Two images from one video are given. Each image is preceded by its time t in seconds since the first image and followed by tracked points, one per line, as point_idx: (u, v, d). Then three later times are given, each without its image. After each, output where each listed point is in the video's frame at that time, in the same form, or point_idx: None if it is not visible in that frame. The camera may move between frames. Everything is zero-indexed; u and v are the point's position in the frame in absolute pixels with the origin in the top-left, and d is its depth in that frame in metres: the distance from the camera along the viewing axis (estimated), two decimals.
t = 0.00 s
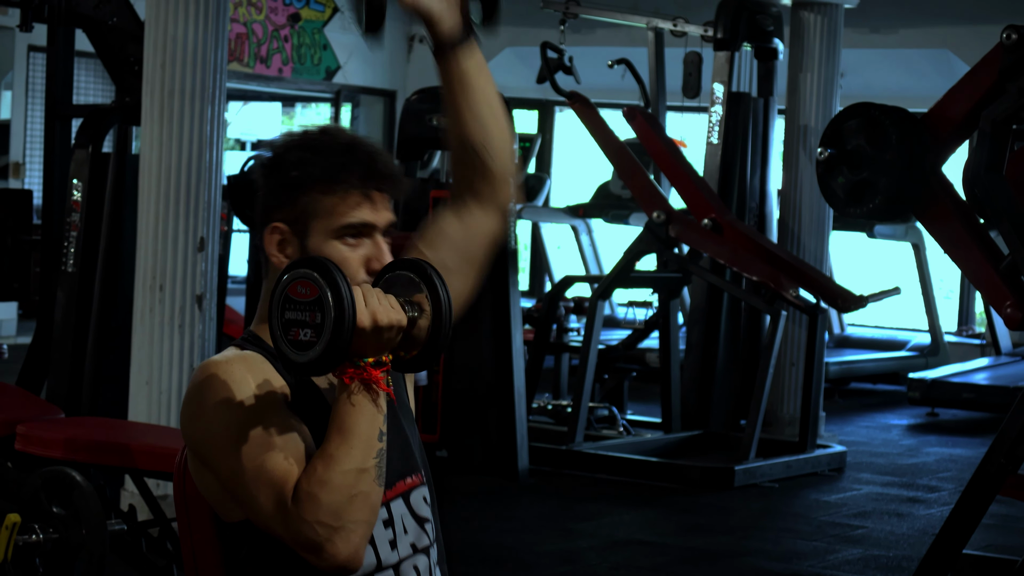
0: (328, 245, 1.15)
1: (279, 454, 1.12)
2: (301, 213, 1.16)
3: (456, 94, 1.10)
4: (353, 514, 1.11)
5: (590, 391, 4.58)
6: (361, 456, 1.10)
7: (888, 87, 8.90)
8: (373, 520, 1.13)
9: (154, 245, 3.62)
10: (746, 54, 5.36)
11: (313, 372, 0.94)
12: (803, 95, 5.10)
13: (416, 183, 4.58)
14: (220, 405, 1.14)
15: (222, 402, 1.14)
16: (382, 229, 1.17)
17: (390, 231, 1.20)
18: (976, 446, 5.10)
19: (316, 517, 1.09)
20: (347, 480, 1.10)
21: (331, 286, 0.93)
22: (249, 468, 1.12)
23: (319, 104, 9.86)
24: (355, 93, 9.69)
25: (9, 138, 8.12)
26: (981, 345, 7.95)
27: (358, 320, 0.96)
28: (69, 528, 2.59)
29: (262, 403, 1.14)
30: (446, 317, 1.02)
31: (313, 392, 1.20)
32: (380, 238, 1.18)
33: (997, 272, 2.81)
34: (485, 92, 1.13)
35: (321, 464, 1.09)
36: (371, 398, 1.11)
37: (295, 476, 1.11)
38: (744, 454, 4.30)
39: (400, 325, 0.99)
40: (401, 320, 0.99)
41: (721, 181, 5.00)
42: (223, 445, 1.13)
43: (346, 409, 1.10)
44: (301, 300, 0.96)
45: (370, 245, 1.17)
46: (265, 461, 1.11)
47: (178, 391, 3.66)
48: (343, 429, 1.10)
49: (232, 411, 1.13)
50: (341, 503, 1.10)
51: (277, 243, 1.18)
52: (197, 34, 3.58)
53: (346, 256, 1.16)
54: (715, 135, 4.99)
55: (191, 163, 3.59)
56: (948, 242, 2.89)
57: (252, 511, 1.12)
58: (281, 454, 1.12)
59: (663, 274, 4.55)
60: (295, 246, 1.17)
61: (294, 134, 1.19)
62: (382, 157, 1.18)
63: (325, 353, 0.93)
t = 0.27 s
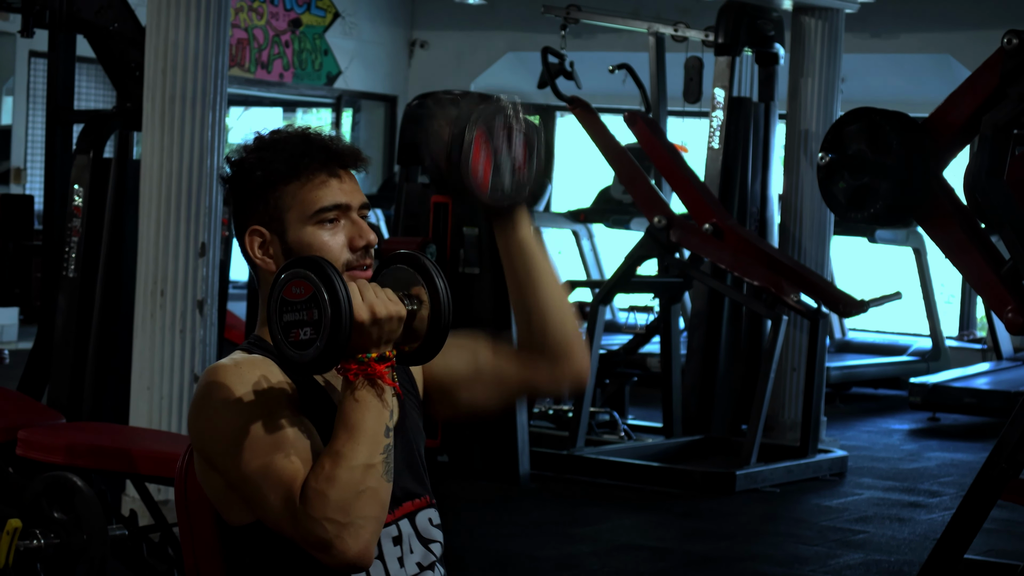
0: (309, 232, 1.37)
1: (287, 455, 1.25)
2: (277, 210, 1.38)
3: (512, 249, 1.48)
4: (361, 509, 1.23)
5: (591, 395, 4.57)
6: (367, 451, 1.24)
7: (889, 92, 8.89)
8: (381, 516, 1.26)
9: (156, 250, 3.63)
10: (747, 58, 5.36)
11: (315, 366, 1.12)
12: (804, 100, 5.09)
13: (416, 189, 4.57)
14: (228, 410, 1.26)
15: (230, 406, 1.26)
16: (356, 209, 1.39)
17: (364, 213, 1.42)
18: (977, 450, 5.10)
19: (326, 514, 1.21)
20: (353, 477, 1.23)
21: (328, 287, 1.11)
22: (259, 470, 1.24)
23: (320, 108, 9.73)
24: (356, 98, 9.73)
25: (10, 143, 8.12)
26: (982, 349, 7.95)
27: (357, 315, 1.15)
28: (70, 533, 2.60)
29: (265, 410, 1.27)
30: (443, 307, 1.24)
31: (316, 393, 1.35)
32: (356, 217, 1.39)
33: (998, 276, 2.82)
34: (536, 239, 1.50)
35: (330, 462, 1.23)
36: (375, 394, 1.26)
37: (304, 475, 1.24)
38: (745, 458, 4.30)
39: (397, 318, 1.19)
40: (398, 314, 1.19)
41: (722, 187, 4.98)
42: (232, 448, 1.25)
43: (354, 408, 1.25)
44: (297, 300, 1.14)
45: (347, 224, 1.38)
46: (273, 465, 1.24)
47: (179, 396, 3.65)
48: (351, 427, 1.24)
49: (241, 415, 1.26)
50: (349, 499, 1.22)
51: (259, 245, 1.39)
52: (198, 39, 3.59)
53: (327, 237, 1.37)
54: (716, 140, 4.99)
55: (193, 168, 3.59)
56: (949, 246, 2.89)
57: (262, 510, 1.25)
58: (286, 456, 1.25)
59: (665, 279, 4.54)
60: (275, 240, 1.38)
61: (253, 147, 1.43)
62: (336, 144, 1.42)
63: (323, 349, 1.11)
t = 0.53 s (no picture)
0: (312, 226, 1.38)
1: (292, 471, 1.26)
2: (277, 212, 1.40)
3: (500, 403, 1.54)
4: (362, 533, 1.25)
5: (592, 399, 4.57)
6: (370, 476, 1.25)
7: (890, 96, 8.90)
8: (381, 541, 1.27)
9: (156, 254, 3.63)
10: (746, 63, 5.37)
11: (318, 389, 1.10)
12: (805, 104, 5.09)
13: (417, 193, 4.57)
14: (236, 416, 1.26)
15: (238, 410, 1.26)
16: (356, 199, 1.41)
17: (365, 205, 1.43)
18: (978, 454, 5.10)
19: (326, 537, 1.23)
20: (356, 500, 1.24)
21: (322, 312, 1.09)
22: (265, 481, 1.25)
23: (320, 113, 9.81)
24: (356, 102, 9.67)
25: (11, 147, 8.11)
26: (983, 353, 7.95)
27: (355, 336, 1.14)
28: (70, 537, 2.60)
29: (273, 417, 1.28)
30: (444, 327, 1.18)
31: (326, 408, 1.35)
32: (357, 208, 1.41)
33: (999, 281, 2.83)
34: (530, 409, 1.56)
35: (332, 484, 1.24)
36: (380, 418, 1.26)
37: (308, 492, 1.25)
38: (746, 463, 4.30)
39: (402, 337, 1.16)
40: (403, 332, 1.16)
41: (722, 191, 4.98)
42: (236, 458, 1.26)
43: (358, 430, 1.25)
44: (296, 323, 1.13)
45: (349, 215, 1.39)
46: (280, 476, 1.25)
47: (180, 400, 3.65)
48: (355, 449, 1.25)
49: (250, 420, 1.26)
50: (351, 523, 1.24)
51: (264, 247, 1.40)
52: (199, 43, 3.59)
53: (331, 229, 1.38)
54: (716, 144, 5.01)
55: (193, 172, 3.60)
56: (949, 251, 2.89)
57: (261, 525, 1.26)
58: (292, 470, 1.26)
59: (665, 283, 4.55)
60: (279, 239, 1.40)
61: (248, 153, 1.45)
62: (332, 140, 1.45)
63: (322, 370, 1.09)
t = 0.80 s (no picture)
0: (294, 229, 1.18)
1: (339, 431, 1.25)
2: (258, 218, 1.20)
3: (478, 438, 1.37)
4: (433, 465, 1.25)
5: (593, 402, 4.56)
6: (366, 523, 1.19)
7: (892, 98, 8.91)
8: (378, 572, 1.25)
9: (158, 256, 3.63)
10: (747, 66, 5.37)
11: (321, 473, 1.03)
12: (806, 107, 5.09)
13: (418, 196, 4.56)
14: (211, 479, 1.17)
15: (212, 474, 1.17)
16: (344, 197, 1.19)
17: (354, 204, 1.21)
18: (979, 457, 5.09)
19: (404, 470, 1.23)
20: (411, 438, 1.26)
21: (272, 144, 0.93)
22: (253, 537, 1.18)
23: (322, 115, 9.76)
24: (359, 106, 9.72)
25: (13, 150, 8.11)
26: (985, 356, 7.95)
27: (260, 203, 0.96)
28: (73, 540, 2.60)
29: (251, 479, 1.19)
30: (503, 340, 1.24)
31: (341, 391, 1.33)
32: (345, 205, 1.19)
33: (1000, 283, 2.83)
34: (509, 441, 1.39)
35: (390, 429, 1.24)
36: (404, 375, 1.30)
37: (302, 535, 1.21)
38: (748, 465, 4.29)
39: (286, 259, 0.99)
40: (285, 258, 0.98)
41: (724, 195, 4.97)
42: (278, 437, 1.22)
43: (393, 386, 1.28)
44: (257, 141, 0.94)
45: (336, 214, 1.17)
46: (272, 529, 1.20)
47: (181, 404, 3.66)
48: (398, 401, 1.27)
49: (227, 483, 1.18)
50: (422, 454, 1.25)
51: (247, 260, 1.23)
52: (201, 45, 3.59)
53: (317, 235, 1.16)
54: (718, 147, 5.00)
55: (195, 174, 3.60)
56: (950, 254, 2.89)
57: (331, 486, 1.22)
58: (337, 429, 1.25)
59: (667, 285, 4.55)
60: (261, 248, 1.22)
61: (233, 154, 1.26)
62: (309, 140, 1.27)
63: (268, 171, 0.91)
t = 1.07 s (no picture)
0: (292, 220, 1.39)
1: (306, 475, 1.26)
2: (260, 219, 1.41)
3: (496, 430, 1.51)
4: (372, 533, 1.25)
5: (596, 405, 4.57)
6: (381, 476, 1.25)
7: (895, 102, 8.91)
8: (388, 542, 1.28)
9: (162, 259, 3.63)
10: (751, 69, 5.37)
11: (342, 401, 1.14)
12: (810, 110, 5.09)
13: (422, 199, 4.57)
14: (240, 420, 1.27)
15: (238, 419, 1.27)
16: (334, 192, 1.42)
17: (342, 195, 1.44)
18: (982, 461, 5.09)
19: (337, 536, 1.24)
20: (368, 499, 1.24)
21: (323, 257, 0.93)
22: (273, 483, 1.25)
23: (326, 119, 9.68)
24: (362, 108, 9.75)
25: (17, 151, 8.11)
26: (988, 359, 7.95)
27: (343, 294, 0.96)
28: (75, 541, 2.60)
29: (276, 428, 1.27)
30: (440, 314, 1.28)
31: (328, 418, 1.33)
32: (336, 199, 1.42)
33: (1004, 288, 2.84)
34: (527, 433, 1.52)
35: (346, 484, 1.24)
36: (389, 416, 1.27)
37: (316, 491, 1.26)
38: (751, 468, 4.29)
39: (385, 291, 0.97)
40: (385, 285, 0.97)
41: (727, 198, 4.99)
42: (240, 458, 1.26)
43: (368, 431, 1.25)
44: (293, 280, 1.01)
45: (328, 208, 1.40)
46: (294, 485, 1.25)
47: (184, 406, 3.66)
48: (366, 451, 1.25)
49: (252, 429, 1.26)
50: (362, 521, 1.24)
51: (249, 253, 1.40)
52: (204, 47, 3.59)
53: (311, 221, 1.39)
54: (721, 150, 5.00)
55: (198, 176, 3.59)
56: (953, 258, 2.89)
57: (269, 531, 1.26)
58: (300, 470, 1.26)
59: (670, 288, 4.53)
60: (263, 244, 1.40)
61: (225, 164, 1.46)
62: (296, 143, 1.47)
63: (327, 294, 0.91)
